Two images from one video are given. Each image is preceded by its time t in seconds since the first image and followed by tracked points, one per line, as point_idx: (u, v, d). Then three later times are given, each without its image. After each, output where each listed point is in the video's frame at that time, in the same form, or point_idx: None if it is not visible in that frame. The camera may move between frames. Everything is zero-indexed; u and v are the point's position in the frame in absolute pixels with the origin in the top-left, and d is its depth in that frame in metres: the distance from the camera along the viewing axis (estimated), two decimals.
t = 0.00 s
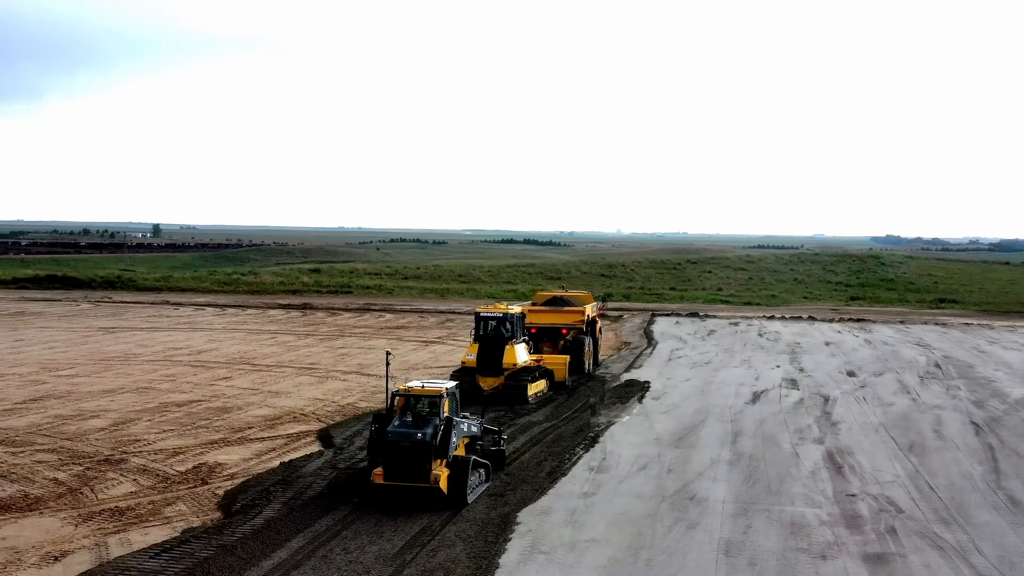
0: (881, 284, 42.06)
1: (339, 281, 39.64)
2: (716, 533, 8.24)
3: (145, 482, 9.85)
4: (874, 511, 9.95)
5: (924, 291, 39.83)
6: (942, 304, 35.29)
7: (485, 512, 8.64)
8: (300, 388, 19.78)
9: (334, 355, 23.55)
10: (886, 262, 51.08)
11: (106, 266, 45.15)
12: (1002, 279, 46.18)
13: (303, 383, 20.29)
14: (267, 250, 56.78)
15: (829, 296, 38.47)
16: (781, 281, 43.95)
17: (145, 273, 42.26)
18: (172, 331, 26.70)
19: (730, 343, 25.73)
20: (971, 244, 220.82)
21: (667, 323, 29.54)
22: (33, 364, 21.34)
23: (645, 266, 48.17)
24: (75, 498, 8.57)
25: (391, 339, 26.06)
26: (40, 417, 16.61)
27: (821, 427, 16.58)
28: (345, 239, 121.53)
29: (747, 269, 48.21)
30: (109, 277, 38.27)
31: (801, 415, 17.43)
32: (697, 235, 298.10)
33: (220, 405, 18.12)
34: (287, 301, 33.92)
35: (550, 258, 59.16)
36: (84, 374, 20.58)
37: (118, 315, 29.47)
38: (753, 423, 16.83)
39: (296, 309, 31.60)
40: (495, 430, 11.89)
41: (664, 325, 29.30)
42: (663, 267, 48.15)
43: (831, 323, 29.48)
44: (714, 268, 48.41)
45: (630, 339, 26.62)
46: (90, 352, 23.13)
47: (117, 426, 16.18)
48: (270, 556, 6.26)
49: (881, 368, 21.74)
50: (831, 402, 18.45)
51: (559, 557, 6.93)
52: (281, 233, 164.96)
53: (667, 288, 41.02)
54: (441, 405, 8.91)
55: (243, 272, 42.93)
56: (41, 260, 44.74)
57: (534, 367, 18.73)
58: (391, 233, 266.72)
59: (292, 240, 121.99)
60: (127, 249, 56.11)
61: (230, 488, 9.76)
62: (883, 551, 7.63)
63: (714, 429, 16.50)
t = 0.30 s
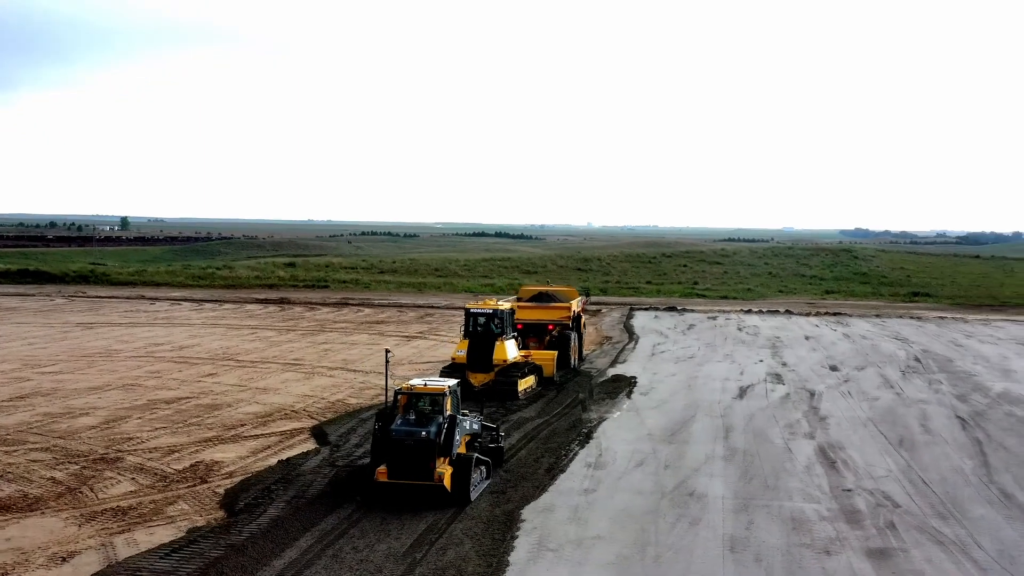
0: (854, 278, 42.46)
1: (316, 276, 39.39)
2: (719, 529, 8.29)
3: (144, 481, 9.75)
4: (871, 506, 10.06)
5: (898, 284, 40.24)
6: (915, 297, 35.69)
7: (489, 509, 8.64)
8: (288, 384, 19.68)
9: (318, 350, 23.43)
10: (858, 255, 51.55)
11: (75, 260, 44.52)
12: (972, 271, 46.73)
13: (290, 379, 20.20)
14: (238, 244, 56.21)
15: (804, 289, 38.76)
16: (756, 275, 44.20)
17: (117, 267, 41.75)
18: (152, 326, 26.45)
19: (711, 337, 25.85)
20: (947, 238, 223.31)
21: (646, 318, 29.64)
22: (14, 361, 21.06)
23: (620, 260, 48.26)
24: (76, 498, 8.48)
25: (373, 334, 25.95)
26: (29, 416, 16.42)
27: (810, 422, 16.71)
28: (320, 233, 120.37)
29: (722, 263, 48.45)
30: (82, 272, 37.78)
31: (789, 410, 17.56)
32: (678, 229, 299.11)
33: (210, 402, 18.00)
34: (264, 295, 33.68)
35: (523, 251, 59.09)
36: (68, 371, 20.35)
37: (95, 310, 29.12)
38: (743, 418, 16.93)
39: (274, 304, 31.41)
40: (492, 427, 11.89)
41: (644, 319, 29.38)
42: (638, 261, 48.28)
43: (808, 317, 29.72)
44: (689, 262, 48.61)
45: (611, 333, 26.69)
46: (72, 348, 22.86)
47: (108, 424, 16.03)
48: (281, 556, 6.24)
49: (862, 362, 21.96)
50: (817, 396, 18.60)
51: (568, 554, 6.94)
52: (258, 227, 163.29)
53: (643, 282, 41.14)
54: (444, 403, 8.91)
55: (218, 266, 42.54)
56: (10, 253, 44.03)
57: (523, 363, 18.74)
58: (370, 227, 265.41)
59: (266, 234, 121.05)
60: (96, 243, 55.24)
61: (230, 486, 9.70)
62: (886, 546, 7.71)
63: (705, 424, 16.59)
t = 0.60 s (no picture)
0: (824, 273, 42.85)
1: (288, 271, 39.06)
2: (720, 525, 8.36)
3: (139, 481, 9.66)
4: (866, 502, 10.18)
5: (868, 279, 40.67)
6: (886, 291, 36.08)
7: (490, 507, 8.66)
8: (273, 381, 19.55)
9: (299, 347, 23.28)
10: (827, 250, 51.98)
11: (40, 254, 43.74)
12: (939, 265, 47.33)
13: (274, 376, 20.07)
14: (206, 238, 55.49)
15: (776, 284, 39.08)
16: (728, 269, 44.42)
17: (85, 262, 41.10)
18: (128, 323, 26.13)
19: (689, 332, 26.00)
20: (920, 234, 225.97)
21: (623, 313, 29.76)
22: None
23: (593, 255, 48.31)
24: (73, 498, 8.39)
25: (352, 330, 25.81)
26: (14, 415, 16.19)
27: (796, 417, 16.87)
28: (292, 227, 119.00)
29: (693, 257, 48.70)
30: (51, 267, 37.19)
31: (775, 406, 17.71)
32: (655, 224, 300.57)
33: (197, 400, 17.85)
34: (238, 291, 33.37)
35: (495, 245, 58.97)
36: (48, 369, 20.06)
37: (68, 306, 28.70)
38: (730, 414, 17.05)
39: (249, 300, 31.15)
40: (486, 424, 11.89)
41: (620, 314, 29.49)
42: (611, 256, 48.37)
43: (782, 312, 30.01)
44: (661, 256, 48.78)
45: (589, 329, 26.76)
46: (49, 346, 22.54)
47: (96, 423, 15.85)
48: (289, 556, 6.22)
49: (841, 357, 22.21)
50: (800, 392, 18.79)
51: (573, 552, 6.97)
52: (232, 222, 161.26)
53: (617, 277, 41.27)
54: (444, 402, 8.90)
55: (189, 261, 41.99)
56: None
57: (510, 360, 18.76)
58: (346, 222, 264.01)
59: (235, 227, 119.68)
60: (62, 236, 54.29)
61: (228, 486, 9.64)
62: (885, 541, 7.81)
63: (693, 420, 16.70)
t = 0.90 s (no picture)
0: (794, 267, 43.25)
1: (261, 266, 38.71)
2: (719, 522, 8.43)
3: (135, 482, 9.58)
4: (859, 498, 10.32)
5: (837, 273, 41.07)
6: (857, 286, 36.51)
7: (490, 505, 8.67)
8: (257, 379, 19.41)
9: (280, 344, 23.11)
10: (797, 245, 52.38)
11: (4, 250, 42.92)
12: (906, 260, 47.88)
13: (257, 373, 19.93)
14: (172, 233, 54.75)
15: (747, 279, 39.39)
16: (700, 264, 44.64)
17: (51, 257, 40.42)
18: (102, 320, 25.78)
19: (666, 328, 26.15)
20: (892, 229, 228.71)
21: (598, 308, 29.85)
22: None
23: (565, 250, 48.36)
24: (69, 500, 8.31)
25: (330, 327, 25.66)
26: None
27: (781, 413, 17.03)
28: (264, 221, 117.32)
29: (664, 252, 48.90)
30: (19, 263, 36.54)
31: (759, 401, 17.86)
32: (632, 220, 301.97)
33: (183, 398, 17.69)
34: (210, 287, 33.04)
35: (466, 240, 58.80)
36: (26, 368, 19.76)
37: (40, 303, 28.25)
38: (716, 410, 17.17)
39: (222, 296, 30.86)
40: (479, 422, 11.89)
41: (595, 310, 29.58)
42: (583, 251, 48.44)
43: (755, 307, 30.28)
44: (633, 251, 48.92)
45: (566, 324, 26.83)
46: (25, 344, 22.19)
47: (83, 422, 15.67)
48: (296, 556, 6.20)
49: (818, 353, 22.44)
50: (782, 388, 18.97)
51: (578, 550, 6.99)
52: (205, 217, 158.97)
53: (590, 272, 41.35)
54: (444, 401, 8.90)
55: (158, 257, 41.45)
56: None
57: (496, 357, 18.78)
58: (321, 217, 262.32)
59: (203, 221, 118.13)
60: (24, 231, 53.29)
61: (225, 485, 9.58)
62: (883, 537, 7.92)
63: (681, 416, 16.80)
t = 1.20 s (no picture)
0: (764, 262, 43.57)
1: (232, 262, 38.31)
2: (718, 519, 8.50)
3: (130, 482, 9.53)
4: (852, 493, 10.48)
5: (808, 268, 41.43)
6: (827, 281, 36.89)
7: (490, 503, 8.67)
8: (241, 377, 19.29)
9: (259, 341, 22.95)
10: (766, 239, 52.67)
11: None
12: (874, 254, 48.37)
13: (241, 371, 19.80)
14: (138, 227, 53.94)
15: (719, 274, 39.64)
16: (672, 259, 44.80)
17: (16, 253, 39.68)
18: (77, 317, 25.43)
19: (643, 323, 26.29)
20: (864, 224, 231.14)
21: (573, 304, 29.92)
22: None
23: (537, 245, 48.38)
24: (67, 501, 8.26)
25: (308, 323, 25.51)
26: None
27: (766, 409, 17.19)
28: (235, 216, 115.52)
29: (636, 247, 49.04)
30: None
31: (744, 397, 18.02)
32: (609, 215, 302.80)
33: (169, 396, 17.55)
34: (182, 283, 32.70)
35: (436, 235, 58.53)
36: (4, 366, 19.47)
37: (11, 300, 27.78)
38: (702, 406, 17.31)
39: (195, 292, 30.56)
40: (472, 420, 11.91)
41: (570, 305, 29.64)
42: (556, 246, 48.46)
43: (729, 302, 30.51)
44: (605, 246, 49.01)
45: (542, 320, 26.87)
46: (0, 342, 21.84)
47: (70, 422, 15.51)
48: (303, 556, 6.20)
49: (796, 348, 22.67)
50: (765, 383, 19.15)
51: (582, 547, 7.03)
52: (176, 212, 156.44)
53: (563, 267, 41.38)
54: (443, 400, 8.90)
55: (127, 252, 40.87)
56: None
57: (483, 354, 18.79)
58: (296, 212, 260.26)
59: (167, 215, 116.65)
60: None
61: (222, 485, 9.55)
62: (880, 533, 8.05)
63: (668, 412, 16.91)
